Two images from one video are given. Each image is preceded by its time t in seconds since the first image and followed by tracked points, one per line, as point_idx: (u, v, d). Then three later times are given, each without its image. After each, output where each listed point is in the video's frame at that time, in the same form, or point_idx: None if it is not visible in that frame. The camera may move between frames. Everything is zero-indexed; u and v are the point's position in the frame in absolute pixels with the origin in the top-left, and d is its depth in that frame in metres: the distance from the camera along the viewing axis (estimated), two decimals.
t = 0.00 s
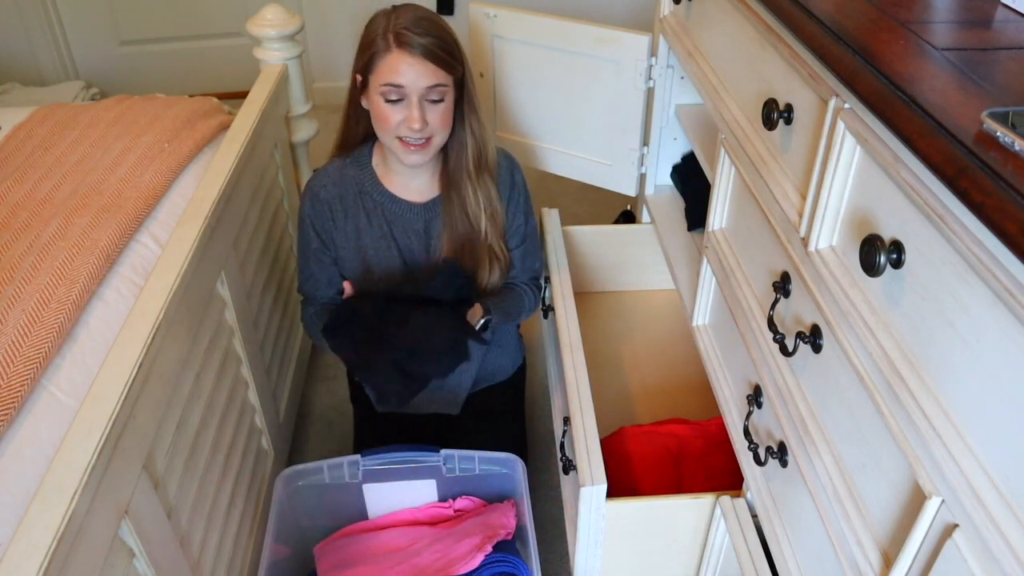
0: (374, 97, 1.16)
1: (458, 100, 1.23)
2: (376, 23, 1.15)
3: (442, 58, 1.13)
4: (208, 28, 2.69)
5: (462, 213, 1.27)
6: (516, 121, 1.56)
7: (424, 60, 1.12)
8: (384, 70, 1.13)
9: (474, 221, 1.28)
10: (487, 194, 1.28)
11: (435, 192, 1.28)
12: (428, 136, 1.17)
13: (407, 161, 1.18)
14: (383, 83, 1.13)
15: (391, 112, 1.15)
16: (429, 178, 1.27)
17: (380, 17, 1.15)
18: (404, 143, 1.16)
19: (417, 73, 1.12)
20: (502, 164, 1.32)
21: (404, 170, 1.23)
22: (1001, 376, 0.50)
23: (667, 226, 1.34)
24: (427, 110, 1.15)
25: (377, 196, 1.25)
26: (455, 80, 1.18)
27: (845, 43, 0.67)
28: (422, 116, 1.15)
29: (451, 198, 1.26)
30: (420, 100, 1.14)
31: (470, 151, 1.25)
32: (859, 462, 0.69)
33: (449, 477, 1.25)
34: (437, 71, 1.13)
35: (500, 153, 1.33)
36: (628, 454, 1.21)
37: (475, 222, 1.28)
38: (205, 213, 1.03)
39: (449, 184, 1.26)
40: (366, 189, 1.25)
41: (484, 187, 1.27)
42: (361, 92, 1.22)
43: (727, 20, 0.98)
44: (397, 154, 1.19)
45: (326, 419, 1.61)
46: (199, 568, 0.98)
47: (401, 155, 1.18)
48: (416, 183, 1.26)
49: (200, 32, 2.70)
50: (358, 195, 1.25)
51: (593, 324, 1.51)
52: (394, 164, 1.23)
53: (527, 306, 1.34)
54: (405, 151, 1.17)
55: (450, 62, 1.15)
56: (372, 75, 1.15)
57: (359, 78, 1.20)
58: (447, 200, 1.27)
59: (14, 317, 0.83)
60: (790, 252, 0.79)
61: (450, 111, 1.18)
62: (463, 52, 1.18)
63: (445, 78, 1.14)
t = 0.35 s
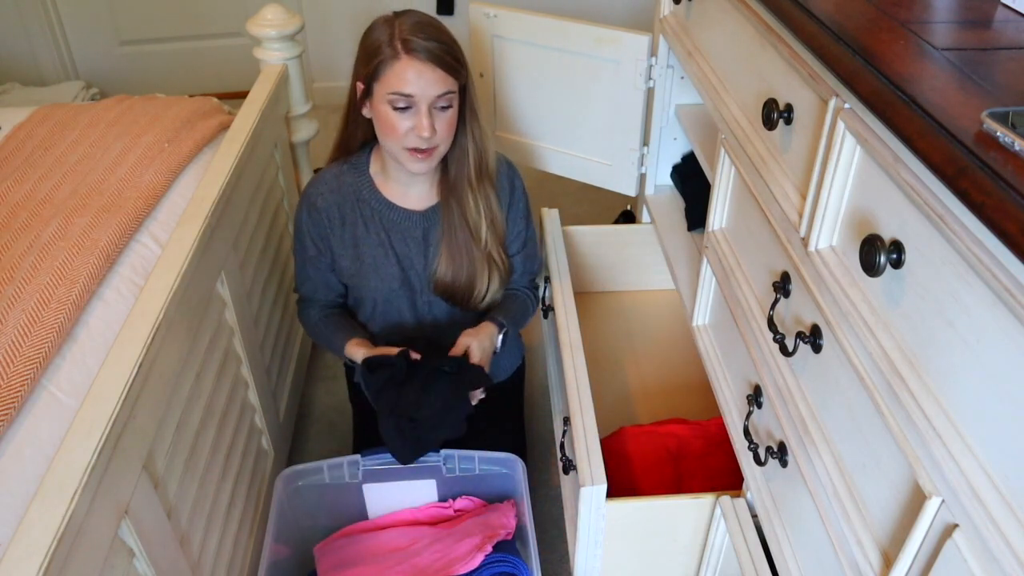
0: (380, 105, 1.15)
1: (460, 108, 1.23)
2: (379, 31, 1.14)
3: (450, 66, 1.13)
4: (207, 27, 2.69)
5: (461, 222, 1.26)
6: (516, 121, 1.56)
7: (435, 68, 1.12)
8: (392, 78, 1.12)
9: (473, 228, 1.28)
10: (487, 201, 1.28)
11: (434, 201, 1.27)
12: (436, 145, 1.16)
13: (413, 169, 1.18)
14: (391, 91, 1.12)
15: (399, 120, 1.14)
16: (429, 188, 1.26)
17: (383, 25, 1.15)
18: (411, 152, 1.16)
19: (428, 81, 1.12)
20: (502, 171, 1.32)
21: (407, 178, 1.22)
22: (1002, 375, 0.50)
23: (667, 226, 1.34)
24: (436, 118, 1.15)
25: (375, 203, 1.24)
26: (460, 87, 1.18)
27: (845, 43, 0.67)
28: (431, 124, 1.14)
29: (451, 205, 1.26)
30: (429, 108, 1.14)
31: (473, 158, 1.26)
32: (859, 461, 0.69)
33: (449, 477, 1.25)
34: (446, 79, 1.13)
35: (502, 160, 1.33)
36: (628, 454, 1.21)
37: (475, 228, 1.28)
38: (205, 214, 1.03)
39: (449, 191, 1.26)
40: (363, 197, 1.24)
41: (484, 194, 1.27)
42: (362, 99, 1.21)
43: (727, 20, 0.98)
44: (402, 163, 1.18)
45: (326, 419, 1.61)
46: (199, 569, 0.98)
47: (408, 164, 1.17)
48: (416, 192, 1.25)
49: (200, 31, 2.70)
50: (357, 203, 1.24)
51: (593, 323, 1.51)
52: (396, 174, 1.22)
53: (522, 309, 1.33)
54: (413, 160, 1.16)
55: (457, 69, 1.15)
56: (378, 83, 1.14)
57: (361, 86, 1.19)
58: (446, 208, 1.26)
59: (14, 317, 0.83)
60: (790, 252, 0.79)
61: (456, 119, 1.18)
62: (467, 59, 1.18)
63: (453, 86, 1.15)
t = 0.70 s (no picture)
0: (380, 107, 1.15)
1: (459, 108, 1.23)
2: (381, 31, 1.14)
3: (450, 68, 1.13)
4: (207, 28, 2.70)
5: (455, 220, 1.26)
6: (517, 121, 1.56)
7: (436, 71, 1.12)
8: (393, 80, 1.12)
9: (463, 223, 1.27)
10: (478, 196, 1.27)
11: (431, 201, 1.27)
12: (436, 146, 1.17)
13: (411, 169, 1.18)
14: (392, 94, 1.12)
15: (400, 122, 1.14)
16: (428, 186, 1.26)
17: (385, 25, 1.14)
18: (410, 153, 1.16)
19: (429, 85, 1.12)
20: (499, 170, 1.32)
21: (404, 178, 1.22)
22: (1001, 375, 0.50)
23: (667, 226, 1.34)
24: (436, 121, 1.15)
25: (371, 203, 1.24)
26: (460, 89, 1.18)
27: (845, 43, 0.67)
28: (431, 126, 1.15)
29: (447, 205, 1.25)
30: (430, 110, 1.14)
31: (463, 152, 1.25)
32: (859, 461, 0.69)
33: (449, 477, 1.25)
34: (448, 81, 1.13)
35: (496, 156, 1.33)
36: (629, 454, 1.21)
37: (465, 222, 1.27)
38: (205, 214, 1.03)
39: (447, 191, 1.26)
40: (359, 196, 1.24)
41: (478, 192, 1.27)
42: (361, 98, 1.21)
43: (727, 20, 0.98)
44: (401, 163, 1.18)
45: (326, 419, 1.61)
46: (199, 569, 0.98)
47: (407, 164, 1.17)
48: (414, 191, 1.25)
49: (200, 31, 2.70)
50: (354, 203, 1.24)
51: (594, 324, 1.51)
52: (394, 174, 1.22)
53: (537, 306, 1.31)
54: (411, 161, 1.17)
55: (457, 70, 1.15)
56: (378, 84, 1.14)
57: (361, 85, 1.18)
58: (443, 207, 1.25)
59: (14, 317, 0.83)
60: (789, 252, 0.79)
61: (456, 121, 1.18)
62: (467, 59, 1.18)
63: (454, 88, 1.15)
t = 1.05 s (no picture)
0: (371, 98, 1.16)
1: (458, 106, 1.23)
2: (375, 26, 1.16)
3: (438, 55, 1.13)
4: (207, 28, 2.69)
5: (462, 224, 1.26)
6: (516, 121, 1.56)
7: (421, 55, 1.12)
8: (380, 66, 1.13)
9: (475, 228, 1.27)
10: (489, 202, 1.28)
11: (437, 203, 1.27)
12: (424, 135, 1.16)
13: (403, 163, 1.17)
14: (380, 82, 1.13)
15: (388, 110, 1.15)
16: (432, 187, 1.26)
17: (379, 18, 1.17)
18: (400, 143, 1.16)
19: (413, 69, 1.12)
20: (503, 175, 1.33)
21: (401, 175, 1.22)
22: (1002, 375, 0.50)
23: (667, 226, 1.34)
24: (423, 107, 1.15)
25: (376, 207, 1.24)
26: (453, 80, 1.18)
27: (845, 43, 0.67)
28: (417, 113, 1.14)
29: (455, 207, 1.25)
30: (416, 96, 1.14)
31: (473, 156, 1.26)
32: (859, 461, 0.69)
33: (449, 477, 1.25)
34: (434, 67, 1.13)
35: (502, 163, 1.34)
36: (628, 454, 1.21)
37: (478, 228, 1.28)
38: (205, 213, 1.03)
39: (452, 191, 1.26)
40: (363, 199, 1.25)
41: (484, 194, 1.27)
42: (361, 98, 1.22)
43: (727, 20, 0.98)
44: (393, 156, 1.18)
45: (326, 420, 1.61)
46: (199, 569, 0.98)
47: (397, 156, 1.16)
48: (416, 194, 1.25)
49: (200, 31, 2.70)
50: (356, 205, 1.25)
51: (594, 324, 1.51)
52: (393, 172, 1.22)
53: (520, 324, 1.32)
54: (402, 151, 1.16)
55: (446, 58, 1.15)
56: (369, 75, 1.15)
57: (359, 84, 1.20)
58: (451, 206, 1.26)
59: (14, 316, 0.83)
60: (789, 252, 0.79)
61: (447, 111, 1.17)
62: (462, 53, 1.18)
63: (441, 74, 1.14)
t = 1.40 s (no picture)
0: (377, 102, 1.16)
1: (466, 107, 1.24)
2: (379, 29, 1.16)
3: (443, 57, 1.13)
4: (207, 28, 2.69)
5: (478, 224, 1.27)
6: (517, 120, 1.56)
7: (425, 57, 1.12)
8: (385, 69, 1.13)
9: (490, 226, 1.28)
10: (501, 199, 1.29)
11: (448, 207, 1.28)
12: (432, 137, 1.15)
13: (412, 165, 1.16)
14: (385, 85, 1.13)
15: (394, 114, 1.14)
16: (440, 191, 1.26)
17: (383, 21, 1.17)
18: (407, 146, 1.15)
19: (417, 71, 1.12)
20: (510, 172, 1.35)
21: (408, 178, 1.22)
22: (1002, 375, 0.50)
23: (667, 226, 1.34)
24: (429, 109, 1.15)
25: (391, 214, 1.24)
26: (459, 81, 1.18)
27: (845, 43, 0.67)
28: (423, 115, 1.14)
29: (466, 207, 1.27)
30: (421, 99, 1.14)
31: (484, 154, 1.27)
32: (859, 461, 0.69)
33: (449, 477, 1.24)
34: (438, 68, 1.13)
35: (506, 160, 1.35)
36: (628, 454, 1.21)
37: (493, 226, 1.28)
38: (205, 213, 1.03)
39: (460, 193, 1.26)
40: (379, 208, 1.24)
41: (497, 191, 1.29)
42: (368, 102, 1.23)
43: (727, 20, 0.98)
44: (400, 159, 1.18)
45: (326, 420, 1.61)
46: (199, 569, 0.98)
47: (406, 159, 1.16)
48: (427, 198, 1.25)
49: (199, 31, 2.69)
50: (373, 214, 1.24)
51: (594, 324, 1.51)
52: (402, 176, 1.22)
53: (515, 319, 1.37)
54: (410, 153, 1.15)
55: (451, 60, 1.14)
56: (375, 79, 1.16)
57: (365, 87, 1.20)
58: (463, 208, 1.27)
59: (14, 316, 0.83)
60: (790, 252, 0.79)
61: (454, 113, 1.17)
62: (467, 54, 1.18)
63: (446, 76, 1.14)
